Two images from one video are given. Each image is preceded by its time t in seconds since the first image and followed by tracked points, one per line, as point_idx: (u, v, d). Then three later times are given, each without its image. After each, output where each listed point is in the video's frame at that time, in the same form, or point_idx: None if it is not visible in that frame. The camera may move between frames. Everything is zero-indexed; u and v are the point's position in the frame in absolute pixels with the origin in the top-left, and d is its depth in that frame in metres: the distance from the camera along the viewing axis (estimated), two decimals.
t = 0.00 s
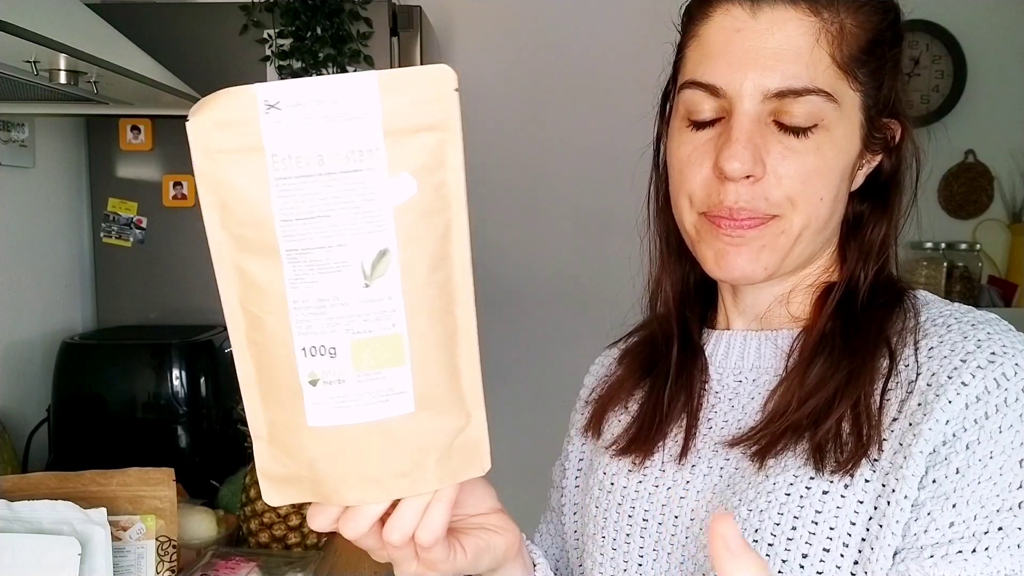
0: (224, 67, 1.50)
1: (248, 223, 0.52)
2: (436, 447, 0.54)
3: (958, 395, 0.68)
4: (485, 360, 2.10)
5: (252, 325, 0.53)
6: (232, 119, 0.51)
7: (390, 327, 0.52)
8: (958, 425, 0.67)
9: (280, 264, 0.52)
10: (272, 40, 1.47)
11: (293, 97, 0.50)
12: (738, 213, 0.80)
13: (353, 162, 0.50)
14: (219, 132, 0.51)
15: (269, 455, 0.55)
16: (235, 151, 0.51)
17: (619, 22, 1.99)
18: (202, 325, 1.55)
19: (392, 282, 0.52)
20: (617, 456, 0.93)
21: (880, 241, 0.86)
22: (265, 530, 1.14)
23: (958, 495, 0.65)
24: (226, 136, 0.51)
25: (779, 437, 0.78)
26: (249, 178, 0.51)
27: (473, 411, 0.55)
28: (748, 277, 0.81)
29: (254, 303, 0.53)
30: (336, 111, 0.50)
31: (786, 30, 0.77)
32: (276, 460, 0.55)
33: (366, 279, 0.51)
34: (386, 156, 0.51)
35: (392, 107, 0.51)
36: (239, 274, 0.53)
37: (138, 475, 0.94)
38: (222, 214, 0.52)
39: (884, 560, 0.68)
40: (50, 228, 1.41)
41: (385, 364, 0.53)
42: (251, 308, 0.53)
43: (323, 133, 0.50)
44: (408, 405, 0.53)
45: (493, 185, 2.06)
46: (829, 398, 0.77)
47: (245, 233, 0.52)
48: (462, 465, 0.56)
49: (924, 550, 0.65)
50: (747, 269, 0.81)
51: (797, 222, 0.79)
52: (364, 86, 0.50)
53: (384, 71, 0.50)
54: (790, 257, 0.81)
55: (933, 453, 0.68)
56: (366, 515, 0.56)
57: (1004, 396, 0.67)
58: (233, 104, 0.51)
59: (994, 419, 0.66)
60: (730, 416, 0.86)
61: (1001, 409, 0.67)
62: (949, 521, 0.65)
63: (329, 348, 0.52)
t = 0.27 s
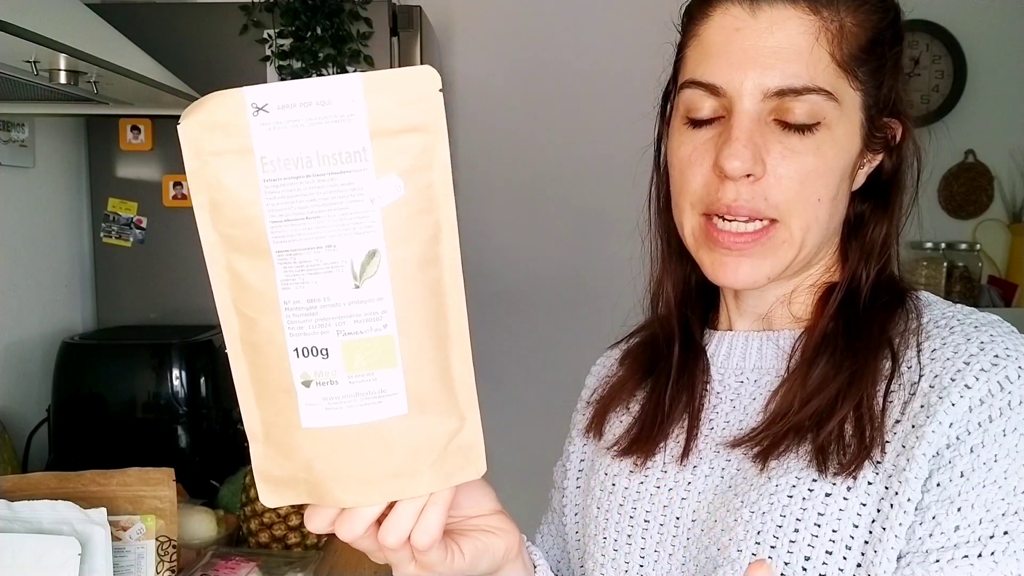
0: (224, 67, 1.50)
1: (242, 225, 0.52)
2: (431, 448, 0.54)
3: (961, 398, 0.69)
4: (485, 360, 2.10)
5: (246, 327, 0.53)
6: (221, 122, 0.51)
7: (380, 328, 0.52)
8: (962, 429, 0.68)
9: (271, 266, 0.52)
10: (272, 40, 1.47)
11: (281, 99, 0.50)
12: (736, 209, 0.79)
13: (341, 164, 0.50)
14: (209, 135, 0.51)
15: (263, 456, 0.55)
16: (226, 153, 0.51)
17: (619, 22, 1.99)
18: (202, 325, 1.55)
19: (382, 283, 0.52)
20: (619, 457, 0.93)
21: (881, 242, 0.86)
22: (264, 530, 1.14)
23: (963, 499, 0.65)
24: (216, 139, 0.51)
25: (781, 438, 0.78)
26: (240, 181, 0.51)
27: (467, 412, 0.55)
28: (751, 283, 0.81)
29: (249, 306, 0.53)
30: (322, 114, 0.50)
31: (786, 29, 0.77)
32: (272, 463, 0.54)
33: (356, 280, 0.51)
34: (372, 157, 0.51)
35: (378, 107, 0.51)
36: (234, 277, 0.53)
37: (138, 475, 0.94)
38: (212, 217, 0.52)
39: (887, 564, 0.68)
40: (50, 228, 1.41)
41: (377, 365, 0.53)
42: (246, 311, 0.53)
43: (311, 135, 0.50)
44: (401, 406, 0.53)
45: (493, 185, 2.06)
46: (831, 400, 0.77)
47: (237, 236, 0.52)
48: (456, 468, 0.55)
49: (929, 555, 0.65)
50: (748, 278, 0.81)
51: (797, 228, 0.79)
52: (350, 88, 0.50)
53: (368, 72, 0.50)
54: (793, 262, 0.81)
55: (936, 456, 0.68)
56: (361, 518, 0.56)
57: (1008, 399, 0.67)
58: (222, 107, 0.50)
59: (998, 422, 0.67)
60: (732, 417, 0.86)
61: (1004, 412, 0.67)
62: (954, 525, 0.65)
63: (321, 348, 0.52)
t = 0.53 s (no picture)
0: (224, 67, 1.50)
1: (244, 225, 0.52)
2: (434, 449, 0.54)
3: (967, 398, 0.68)
4: (485, 360, 2.10)
5: (247, 328, 0.53)
6: (222, 121, 0.51)
7: (382, 327, 0.52)
8: (967, 429, 0.68)
9: (272, 265, 0.52)
10: (271, 40, 1.47)
11: (283, 98, 0.50)
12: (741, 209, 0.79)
13: (344, 163, 0.50)
14: (212, 135, 0.51)
15: (264, 456, 0.55)
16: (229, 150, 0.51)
17: (619, 22, 1.99)
18: (203, 325, 1.55)
19: (385, 283, 0.52)
20: (621, 458, 0.92)
21: (884, 244, 0.86)
22: (264, 530, 1.14)
23: (969, 499, 0.66)
24: (218, 137, 0.51)
25: (786, 438, 0.77)
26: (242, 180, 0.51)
27: (469, 411, 0.55)
28: (752, 285, 0.81)
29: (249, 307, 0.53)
30: (325, 112, 0.50)
31: (794, 26, 0.77)
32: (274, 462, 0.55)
33: (358, 279, 0.51)
34: (375, 156, 0.51)
35: (380, 106, 0.51)
36: (235, 278, 0.53)
37: (138, 475, 0.94)
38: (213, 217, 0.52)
39: (894, 563, 0.68)
40: (50, 228, 1.41)
41: (379, 365, 0.53)
42: (247, 312, 0.53)
43: (312, 133, 0.50)
44: (403, 406, 0.53)
45: (493, 185, 2.06)
46: (835, 400, 0.77)
47: (238, 235, 0.52)
48: (459, 468, 0.55)
49: (936, 555, 0.66)
50: (748, 277, 0.80)
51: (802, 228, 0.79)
52: (351, 86, 0.50)
53: (371, 70, 0.50)
54: (792, 266, 0.81)
55: (942, 456, 0.68)
56: (364, 519, 0.56)
57: (1013, 399, 0.67)
58: (224, 106, 0.51)
59: (1003, 422, 0.67)
60: (735, 417, 0.86)
61: (1010, 412, 0.67)
62: (960, 525, 0.66)
63: (323, 349, 0.52)
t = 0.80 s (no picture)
0: (224, 67, 1.50)
1: (258, 230, 0.52)
2: (446, 457, 0.54)
3: (969, 402, 0.68)
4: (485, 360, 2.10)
5: (258, 331, 0.53)
6: (238, 125, 0.51)
7: (398, 336, 0.52)
8: (969, 432, 0.68)
9: (287, 273, 0.52)
10: (271, 40, 1.47)
11: (299, 101, 0.49)
12: (736, 208, 0.79)
13: (361, 169, 0.50)
14: (227, 138, 0.51)
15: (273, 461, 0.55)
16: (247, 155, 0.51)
17: (619, 22, 1.99)
18: (203, 325, 1.55)
19: (401, 291, 0.52)
20: (621, 460, 0.92)
21: (885, 244, 0.86)
22: (265, 530, 1.14)
23: (970, 502, 0.66)
24: (230, 143, 0.51)
25: (787, 441, 0.78)
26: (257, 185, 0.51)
27: (483, 420, 0.55)
28: (751, 289, 0.81)
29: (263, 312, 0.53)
30: (343, 117, 0.50)
31: (784, 26, 0.77)
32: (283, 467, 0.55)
33: (374, 288, 0.51)
34: (393, 162, 0.51)
35: (399, 112, 0.50)
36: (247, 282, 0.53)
37: (138, 475, 0.94)
38: (228, 220, 0.52)
39: (893, 566, 0.68)
40: (49, 228, 1.41)
41: (394, 375, 0.52)
42: (259, 317, 0.53)
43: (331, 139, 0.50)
44: (417, 415, 0.53)
45: (493, 185, 2.06)
46: (837, 403, 0.77)
47: (252, 239, 0.52)
48: (473, 475, 0.55)
49: (935, 559, 0.66)
50: (744, 286, 0.81)
51: (798, 229, 0.79)
52: (370, 91, 0.49)
53: (390, 76, 0.50)
54: (791, 267, 0.81)
55: (943, 459, 0.68)
56: (373, 527, 0.57)
57: (1016, 402, 0.67)
58: (242, 109, 0.50)
59: (1005, 426, 0.67)
60: (735, 419, 0.86)
61: (1012, 416, 0.67)
62: (960, 529, 0.66)
63: (338, 357, 0.52)
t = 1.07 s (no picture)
0: (224, 67, 1.50)
1: (235, 245, 0.51)
2: (427, 476, 0.54)
3: (964, 399, 0.68)
4: (485, 360, 2.10)
5: (235, 346, 0.53)
6: (215, 140, 0.50)
7: (377, 354, 0.52)
8: (964, 430, 0.67)
9: (265, 291, 0.52)
10: (272, 40, 1.47)
11: (280, 116, 0.49)
12: (714, 190, 0.79)
13: (340, 185, 0.50)
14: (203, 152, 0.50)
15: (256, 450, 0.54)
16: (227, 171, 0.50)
17: (618, 22, 1.99)
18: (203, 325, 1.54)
19: (381, 309, 0.52)
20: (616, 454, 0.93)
21: (883, 243, 0.86)
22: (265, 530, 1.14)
23: (964, 500, 0.65)
24: (207, 155, 0.50)
25: (780, 439, 0.78)
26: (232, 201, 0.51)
27: (464, 439, 0.56)
28: (730, 271, 0.81)
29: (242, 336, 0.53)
30: (322, 132, 0.49)
31: (769, 12, 0.77)
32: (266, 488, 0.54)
33: (353, 306, 0.51)
34: (373, 178, 0.50)
35: (381, 125, 0.50)
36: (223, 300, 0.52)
37: (138, 475, 0.94)
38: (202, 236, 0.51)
39: (887, 565, 0.68)
40: (49, 228, 1.41)
41: (372, 395, 0.53)
42: (236, 333, 0.53)
43: (310, 154, 0.49)
44: (397, 434, 0.53)
45: (493, 185, 2.06)
46: (832, 402, 0.77)
47: (230, 256, 0.52)
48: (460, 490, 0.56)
49: (929, 556, 0.65)
50: (728, 267, 0.80)
51: (778, 215, 0.79)
52: (353, 106, 0.49)
53: (372, 91, 0.50)
54: (772, 253, 0.80)
55: (938, 457, 0.68)
56: (354, 546, 0.58)
57: (1011, 400, 0.67)
58: (218, 124, 0.50)
59: (1000, 423, 0.66)
60: (730, 415, 0.86)
61: (1007, 413, 0.67)
62: (955, 526, 0.64)
63: (315, 377, 0.52)
